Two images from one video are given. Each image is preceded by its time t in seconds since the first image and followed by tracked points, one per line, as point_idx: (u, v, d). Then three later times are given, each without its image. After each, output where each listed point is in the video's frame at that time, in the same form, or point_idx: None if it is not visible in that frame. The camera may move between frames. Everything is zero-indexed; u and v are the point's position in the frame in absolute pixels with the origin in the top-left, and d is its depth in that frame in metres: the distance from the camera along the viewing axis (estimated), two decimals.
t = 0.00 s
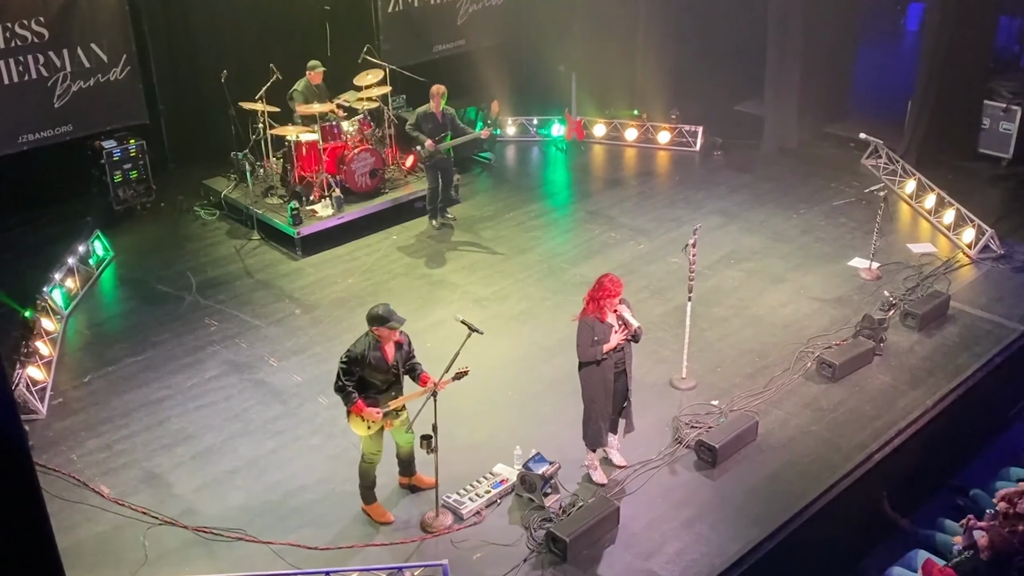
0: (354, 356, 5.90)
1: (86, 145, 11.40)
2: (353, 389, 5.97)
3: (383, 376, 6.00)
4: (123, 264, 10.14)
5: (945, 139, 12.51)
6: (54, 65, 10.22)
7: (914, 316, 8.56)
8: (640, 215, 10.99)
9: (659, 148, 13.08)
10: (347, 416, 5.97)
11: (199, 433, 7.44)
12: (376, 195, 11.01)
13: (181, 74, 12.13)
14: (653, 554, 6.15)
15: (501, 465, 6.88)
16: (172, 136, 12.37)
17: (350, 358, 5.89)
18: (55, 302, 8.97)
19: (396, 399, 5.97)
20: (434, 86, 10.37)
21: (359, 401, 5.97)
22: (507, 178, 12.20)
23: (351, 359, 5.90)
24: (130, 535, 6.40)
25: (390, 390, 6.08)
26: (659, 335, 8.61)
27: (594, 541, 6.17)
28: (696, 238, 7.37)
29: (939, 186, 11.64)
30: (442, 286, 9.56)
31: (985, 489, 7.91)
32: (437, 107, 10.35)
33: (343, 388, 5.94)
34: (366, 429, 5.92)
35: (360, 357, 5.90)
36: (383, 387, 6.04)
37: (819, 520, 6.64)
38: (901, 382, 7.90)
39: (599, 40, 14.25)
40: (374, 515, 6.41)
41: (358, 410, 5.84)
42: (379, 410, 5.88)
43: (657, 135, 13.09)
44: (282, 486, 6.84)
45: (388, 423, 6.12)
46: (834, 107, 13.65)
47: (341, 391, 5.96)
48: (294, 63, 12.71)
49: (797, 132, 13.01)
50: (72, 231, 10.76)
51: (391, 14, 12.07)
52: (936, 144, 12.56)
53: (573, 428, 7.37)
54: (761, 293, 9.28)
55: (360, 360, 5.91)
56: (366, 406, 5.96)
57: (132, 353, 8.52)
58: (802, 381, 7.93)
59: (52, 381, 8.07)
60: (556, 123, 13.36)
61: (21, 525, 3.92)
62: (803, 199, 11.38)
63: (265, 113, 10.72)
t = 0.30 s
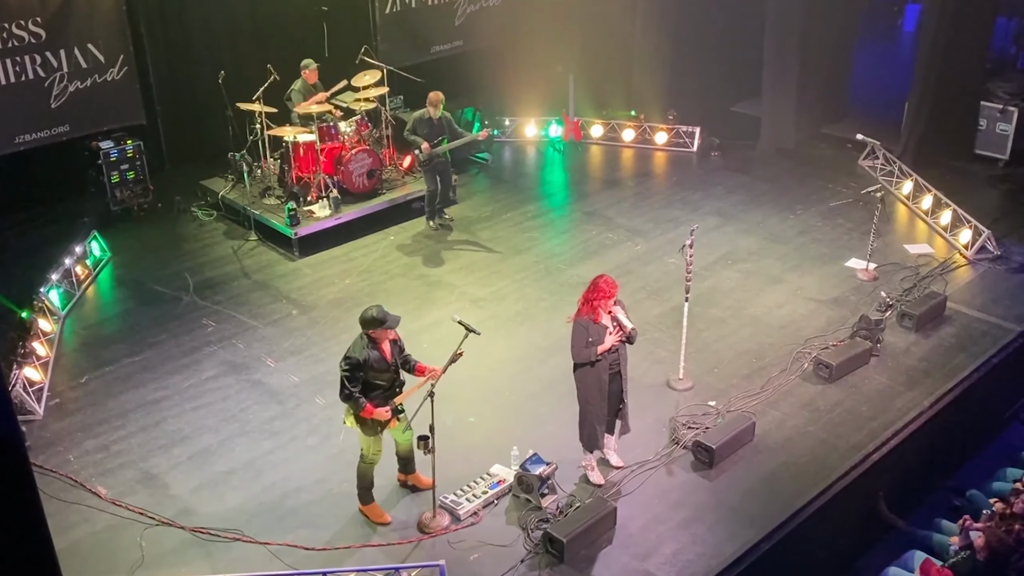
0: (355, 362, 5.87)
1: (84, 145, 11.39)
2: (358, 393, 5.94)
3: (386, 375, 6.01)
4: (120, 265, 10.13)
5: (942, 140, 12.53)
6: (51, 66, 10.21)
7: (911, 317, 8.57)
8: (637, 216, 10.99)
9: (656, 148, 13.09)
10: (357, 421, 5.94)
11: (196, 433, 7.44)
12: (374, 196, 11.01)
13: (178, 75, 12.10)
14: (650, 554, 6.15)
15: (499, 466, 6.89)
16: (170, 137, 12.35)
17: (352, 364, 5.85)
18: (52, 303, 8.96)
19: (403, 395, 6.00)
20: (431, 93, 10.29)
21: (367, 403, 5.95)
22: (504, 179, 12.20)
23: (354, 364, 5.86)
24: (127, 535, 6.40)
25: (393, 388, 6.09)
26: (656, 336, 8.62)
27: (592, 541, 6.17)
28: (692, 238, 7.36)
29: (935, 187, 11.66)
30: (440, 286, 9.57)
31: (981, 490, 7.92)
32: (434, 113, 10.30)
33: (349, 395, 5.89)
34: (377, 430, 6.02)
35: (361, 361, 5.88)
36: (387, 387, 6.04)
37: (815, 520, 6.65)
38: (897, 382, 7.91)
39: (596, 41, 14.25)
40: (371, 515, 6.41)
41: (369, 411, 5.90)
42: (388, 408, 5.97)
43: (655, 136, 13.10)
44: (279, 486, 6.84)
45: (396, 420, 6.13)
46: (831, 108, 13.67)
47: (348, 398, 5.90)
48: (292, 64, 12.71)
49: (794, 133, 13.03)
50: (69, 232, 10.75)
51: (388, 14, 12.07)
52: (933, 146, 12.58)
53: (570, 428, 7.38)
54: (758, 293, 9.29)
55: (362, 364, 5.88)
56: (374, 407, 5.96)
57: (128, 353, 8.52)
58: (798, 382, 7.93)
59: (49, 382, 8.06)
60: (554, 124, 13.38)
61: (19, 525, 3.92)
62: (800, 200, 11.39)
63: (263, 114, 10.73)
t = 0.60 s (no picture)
0: (370, 358, 5.87)
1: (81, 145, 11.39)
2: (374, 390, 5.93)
3: (398, 370, 6.03)
4: (117, 265, 10.12)
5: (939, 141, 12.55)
6: (48, 65, 10.20)
7: (908, 317, 8.57)
8: (634, 216, 11.00)
9: (653, 149, 13.09)
10: (374, 417, 5.95)
11: (193, 434, 7.43)
12: (371, 196, 11.01)
13: (175, 75, 12.07)
14: (646, 554, 6.15)
15: (495, 466, 6.89)
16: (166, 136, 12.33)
17: (367, 360, 5.86)
18: (48, 303, 8.95)
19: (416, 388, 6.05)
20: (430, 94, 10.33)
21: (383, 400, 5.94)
22: (501, 179, 12.21)
23: (369, 361, 5.87)
24: (123, 535, 6.39)
25: (403, 383, 6.12)
26: (654, 336, 8.62)
27: (589, 541, 6.17)
28: (689, 238, 7.36)
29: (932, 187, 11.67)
30: (437, 287, 9.56)
31: (978, 490, 7.92)
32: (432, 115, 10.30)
33: (367, 392, 5.87)
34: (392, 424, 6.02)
35: (376, 357, 5.89)
36: (399, 382, 6.06)
37: (812, 520, 6.65)
38: (894, 382, 7.92)
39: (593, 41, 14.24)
40: (369, 515, 6.42)
41: (386, 407, 5.88)
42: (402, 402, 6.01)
43: (652, 136, 13.10)
44: (277, 486, 6.84)
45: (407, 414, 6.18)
46: (828, 108, 13.68)
47: (367, 396, 5.88)
48: (289, 64, 12.72)
49: (790, 133, 13.05)
50: (66, 232, 10.73)
51: (385, 15, 12.08)
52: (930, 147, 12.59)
53: (567, 429, 7.38)
54: (755, 293, 9.29)
55: (376, 360, 5.89)
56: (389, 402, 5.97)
57: (125, 353, 8.51)
58: (795, 382, 7.94)
59: (45, 382, 8.06)
60: (551, 124, 13.34)
61: (15, 525, 3.92)
62: (797, 200, 11.40)
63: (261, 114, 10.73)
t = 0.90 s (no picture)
0: (363, 350, 5.87)
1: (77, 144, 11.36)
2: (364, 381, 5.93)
3: (394, 366, 5.98)
4: (112, 265, 10.10)
5: (934, 141, 12.57)
6: (43, 65, 10.18)
7: (903, 316, 8.59)
8: (630, 216, 11.00)
9: (649, 148, 13.09)
10: (363, 409, 5.94)
11: (188, 433, 7.42)
12: (367, 195, 11.01)
13: (171, 74, 12.07)
14: (642, 554, 6.15)
15: (491, 466, 6.88)
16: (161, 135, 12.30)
17: (360, 352, 5.86)
18: (43, 303, 8.93)
19: (409, 387, 6.00)
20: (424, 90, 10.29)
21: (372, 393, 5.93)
22: (498, 179, 12.20)
23: (361, 352, 5.87)
24: (119, 535, 6.38)
25: (400, 380, 6.09)
26: (650, 335, 8.63)
27: (585, 541, 6.17)
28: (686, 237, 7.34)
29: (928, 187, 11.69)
30: (433, 286, 9.55)
31: (973, 489, 7.94)
32: (428, 112, 10.26)
33: (355, 381, 5.90)
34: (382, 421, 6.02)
35: (369, 350, 5.88)
36: (393, 378, 6.04)
37: (807, 519, 6.65)
38: (889, 382, 7.93)
39: (589, 41, 14.24)
40: (365, 514, 6.42)
41: (373, 401, 5.88)
42: (394, 400, 5.99)
43: (648, 136, 13.10)
44: (272, 486, 6.83)
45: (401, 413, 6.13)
46: (823, 108, 13.71)
47: (355, 386, 5.90)
48: (285, 63, 12.70)
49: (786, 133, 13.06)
50: (61, 232, 10.71)
51: (381, 14, 12.07)
52: (926, 147, 12.61)
53: (563, 428, 7.38)
54: (750, 293, 9.30)
55: (369, 353, 5.89)
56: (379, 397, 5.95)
57: (121, 353, 8.49)
58: (791, 381, 7.95)
59: (41, 382, 8.04)
60: (548, 124, 13.37)
61: (12, 525, 3.91)
62: (793, 200, 11.42)
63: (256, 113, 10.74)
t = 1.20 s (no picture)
0: (345, 352, 5.89)
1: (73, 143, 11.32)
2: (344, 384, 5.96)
3: (375, 373, 5.99)
4: (108, 264, 10.08)
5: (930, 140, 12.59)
6: (38, 63, 10.16)
7: (898, 316, 8.60)
8: (626, 215, 11.00)
9: (645, 148, 13.10)
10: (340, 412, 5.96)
11: (184, 433, 7.41)
12: (362, 195, 10.99)
13: (166, 74, 12.11)
14: (638, 553, 6.16)
15: (487, 465, 6.87)
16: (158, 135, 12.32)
17: (341, 354, 5.88)
18: (39, 302, 8.91)
19: (387, 396, 5.98)
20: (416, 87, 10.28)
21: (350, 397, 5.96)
22: (494, 178, 12.20)
23: (342, 355, 5.89)
24: (114, 535, 6.37)
25: (382, 386, 6.08)
26: (645, 335, 8.63)
27: (581, 540, 6.17)
28: (681, 237, 7.34)
29: (924, 186, 11.70)
30: (429, 286, 9.55)
31: (968, 488, 7.95)
32: (422, 108, 10.26)
33: (334, 382, 5.93)
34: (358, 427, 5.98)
35: (350, 353, 5.89)
36: (375, 384, 6.04)
37: (803, 519, 6.65)
38: (884, 381, 7.94)
39: (585, 40, 14.25)
40: (360, 514, 6.41)
41: (349, 405, 5.89)
42: (371, 406, 5.92)
43: (644, 135, 13.11)
44: (268, 486, 6.82)
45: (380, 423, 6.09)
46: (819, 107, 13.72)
47: (333, 388, 5.94)
48: (281, 62, 12.68)
49: (782, 132, 13.08)
50: (57, 231, 10.69)
51: (377, 13, 12.05)
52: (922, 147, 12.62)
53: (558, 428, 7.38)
54: (746, 293, 9.30)
55: (350, 356, 5.90)
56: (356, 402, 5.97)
57: (116, 352, 8.48)
58: (786, 381, 7.96)
59: (36, 381, 8.02)
60: (544, 123, 13.39)
61: (6, 525, 3.90)
62: (788, 199, 11.42)
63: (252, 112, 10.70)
